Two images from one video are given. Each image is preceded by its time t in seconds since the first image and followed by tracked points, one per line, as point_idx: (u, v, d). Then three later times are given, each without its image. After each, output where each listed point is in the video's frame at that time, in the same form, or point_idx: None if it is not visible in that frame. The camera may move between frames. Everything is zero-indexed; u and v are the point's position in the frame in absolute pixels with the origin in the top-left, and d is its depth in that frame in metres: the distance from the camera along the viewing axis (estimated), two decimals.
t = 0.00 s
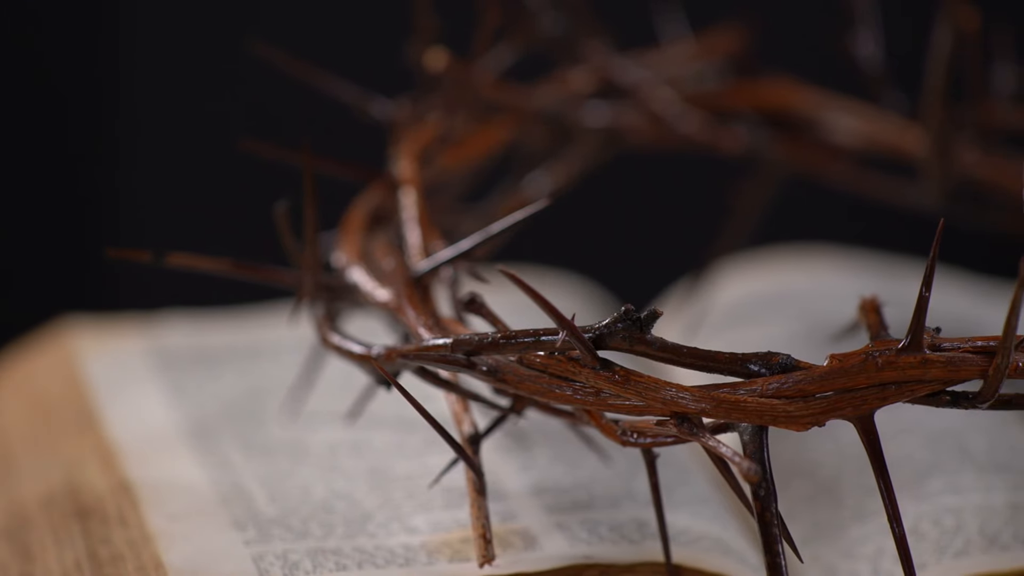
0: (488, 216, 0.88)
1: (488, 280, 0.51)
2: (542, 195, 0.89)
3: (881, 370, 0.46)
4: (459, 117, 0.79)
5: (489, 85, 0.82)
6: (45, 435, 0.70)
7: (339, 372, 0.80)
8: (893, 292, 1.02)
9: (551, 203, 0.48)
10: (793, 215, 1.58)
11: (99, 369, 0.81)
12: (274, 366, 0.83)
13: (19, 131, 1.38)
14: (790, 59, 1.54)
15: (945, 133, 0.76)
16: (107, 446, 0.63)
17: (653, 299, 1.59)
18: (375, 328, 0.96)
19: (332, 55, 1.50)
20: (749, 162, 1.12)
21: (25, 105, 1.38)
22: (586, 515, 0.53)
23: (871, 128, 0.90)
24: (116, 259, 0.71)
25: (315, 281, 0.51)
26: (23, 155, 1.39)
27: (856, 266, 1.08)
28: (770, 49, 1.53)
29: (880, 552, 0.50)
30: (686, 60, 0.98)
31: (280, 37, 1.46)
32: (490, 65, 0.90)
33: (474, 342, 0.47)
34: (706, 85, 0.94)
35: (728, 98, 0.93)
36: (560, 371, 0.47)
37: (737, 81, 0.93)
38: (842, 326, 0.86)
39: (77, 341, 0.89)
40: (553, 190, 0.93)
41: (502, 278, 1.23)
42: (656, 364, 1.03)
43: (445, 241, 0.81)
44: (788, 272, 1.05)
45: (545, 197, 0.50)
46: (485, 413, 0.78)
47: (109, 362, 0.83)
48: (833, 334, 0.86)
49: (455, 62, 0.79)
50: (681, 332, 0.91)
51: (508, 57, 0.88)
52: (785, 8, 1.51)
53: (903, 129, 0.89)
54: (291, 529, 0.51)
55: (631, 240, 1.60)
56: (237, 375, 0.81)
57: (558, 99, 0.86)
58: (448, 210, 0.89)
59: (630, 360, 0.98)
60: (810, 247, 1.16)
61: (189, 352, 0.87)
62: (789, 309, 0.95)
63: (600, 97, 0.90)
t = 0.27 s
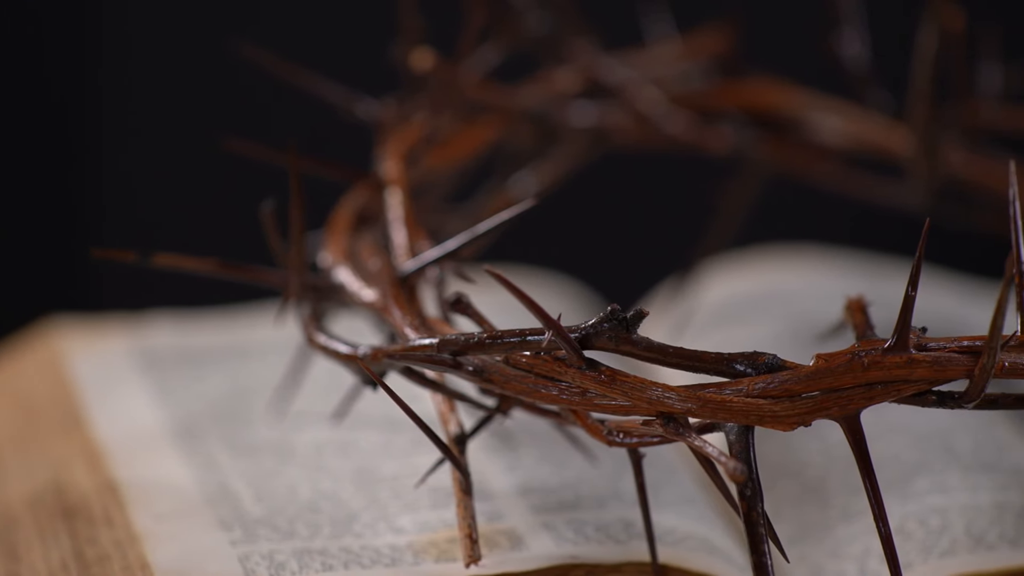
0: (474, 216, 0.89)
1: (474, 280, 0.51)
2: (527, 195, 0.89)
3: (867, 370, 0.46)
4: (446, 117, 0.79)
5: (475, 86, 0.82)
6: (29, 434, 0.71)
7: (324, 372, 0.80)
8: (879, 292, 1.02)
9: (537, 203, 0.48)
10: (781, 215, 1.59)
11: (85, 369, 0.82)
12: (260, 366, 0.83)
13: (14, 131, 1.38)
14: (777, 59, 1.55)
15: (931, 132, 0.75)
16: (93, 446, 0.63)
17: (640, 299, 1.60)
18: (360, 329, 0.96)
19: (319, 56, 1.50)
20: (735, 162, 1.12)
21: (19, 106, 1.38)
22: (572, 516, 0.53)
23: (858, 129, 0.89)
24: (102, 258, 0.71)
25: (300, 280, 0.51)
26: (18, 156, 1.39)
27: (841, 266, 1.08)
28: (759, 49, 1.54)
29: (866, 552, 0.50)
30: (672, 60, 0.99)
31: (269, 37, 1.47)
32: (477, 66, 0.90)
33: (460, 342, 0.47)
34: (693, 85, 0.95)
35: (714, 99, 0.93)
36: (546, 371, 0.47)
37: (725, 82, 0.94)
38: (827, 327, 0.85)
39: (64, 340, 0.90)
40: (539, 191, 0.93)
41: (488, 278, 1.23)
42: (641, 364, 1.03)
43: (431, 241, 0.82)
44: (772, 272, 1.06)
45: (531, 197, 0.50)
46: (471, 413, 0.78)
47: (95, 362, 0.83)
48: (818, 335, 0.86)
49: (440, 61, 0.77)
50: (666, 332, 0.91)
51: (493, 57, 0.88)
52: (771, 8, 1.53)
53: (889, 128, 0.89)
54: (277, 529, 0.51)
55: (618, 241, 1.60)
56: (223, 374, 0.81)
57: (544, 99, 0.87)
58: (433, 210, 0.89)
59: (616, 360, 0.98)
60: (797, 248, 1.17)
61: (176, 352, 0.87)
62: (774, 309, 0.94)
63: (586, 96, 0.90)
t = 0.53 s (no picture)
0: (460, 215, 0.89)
1: (460, 280, 0.51)
2: (513, 195, 0.89)
3: (853, 369, 0.46)
4: (432, 115, 0.78)
5: (462, 86, 0.83)
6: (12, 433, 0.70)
7: (310, 373, 0.80)
8: (866, 292, 1.02)
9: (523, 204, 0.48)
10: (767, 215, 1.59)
11: (70, 369, 0.81)
12: (246, 367, 0.83)
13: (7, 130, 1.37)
14: (762, 60, 1.55)
15: (917, 133, 0.76)
16: (79, 447, 0.63)
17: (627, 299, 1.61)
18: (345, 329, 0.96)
19: (299, 57, 1.50)
20: (722, 162, 1.12)
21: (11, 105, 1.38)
22: (558, 516, 0.53)
23: (843, 128, 0.90)
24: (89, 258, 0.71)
25: (287, 281, 0.51)
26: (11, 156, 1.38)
27: (827, 266, 1.09)
28: (746, 49, 1.54)
29: (852, 552, 0.50)
30: (658, 60, 1.00)
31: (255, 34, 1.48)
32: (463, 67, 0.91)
33: (445, 342, 0.47)
34: (678, 85, 0.95)
35: (702, 100, 0.92)
36: (532, 371, 0.47)
37: (711, 83, 0.93)
38: (812, 326, 0.86)
39: (49, 340, 0.89)
40: (525, 191, 0.93)
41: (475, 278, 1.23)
42: (628, 364, 1.03)
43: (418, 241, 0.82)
44: (758, 272, 1.06)
45: (517, 197, 0.50)
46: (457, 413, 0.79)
47: (80, 362, 0.83)
48: (803, 334, 0.86)
49: (426, 62, 0.77)
50: (652, 333, 0.91)
51: (478, 56, 0.88)
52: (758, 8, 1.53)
53: (873, 127, 0.90)
54: (264, 529, 0.51)
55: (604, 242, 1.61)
56: (209, 375, 0.81)
57: (529, 99, 0.87)
58: (419, 210, 0.90)
59: (602, 360, 0.99)
60: (784, 248, 1.17)
61: (162, 352, 0.87)
62: (761, 309, 0.95)
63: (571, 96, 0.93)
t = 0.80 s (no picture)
0: (446, 215, 0.89)
1: (445, 280, 0.51)
2: (499, 194, 0.89)
3: (838, 369, 0.46)
4: (417, 115, 0.78)
5: (447, 86, 0.82)
6: None
7: (296, 373, 0.80)
8: (851, 292, 1.03)
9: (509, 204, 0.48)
10: (754, 214, 1.59)
11: (55, 369, 0.81)
12: (232, 367, 0.83)
13: None
14: (748, 60, 1.56)
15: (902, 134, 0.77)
16: (64, 448, 0.63)
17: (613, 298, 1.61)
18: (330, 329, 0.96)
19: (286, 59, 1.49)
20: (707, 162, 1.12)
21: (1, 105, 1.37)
22: (544, 515, 0.53)
23: (828, 127, 0.91)
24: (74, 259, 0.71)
25: (272, 281, 0.51)
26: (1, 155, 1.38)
27: (812, 266, 1.09)
28: (735, 48, 1.55)
29: (838, 552, 0.50)
30: (644, 60, 0.99)
31: (240, 36, 1.46)
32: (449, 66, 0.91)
33: (431, 343, 0.47)
34: (664, 85, 0.95)
35: (686, 99, 0.93)
36: (518, 371, 0.47)
37: (697, 82, 0.94)
38: (797, 326, 0.86)
39: (33, 340, 0.89)
40: (511, 191, 0.93)
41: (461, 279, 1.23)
42: (614, 364, 1.04)
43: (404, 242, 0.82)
44: (744, 273, 1.06)
45: (502, 197, 0.50)
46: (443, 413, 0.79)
47: (65, 363, 0.83)
48: (789, 334, 0.86)
49: (412, 61, 0.78)
50: (638, 333, 0.91)
51: (464, 57, 0.88)
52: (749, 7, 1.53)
53: (859, 126, 0.90)
54: (249, 530, 0.51)
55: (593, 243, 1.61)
56: (194, 375, 0.81)
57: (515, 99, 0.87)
58: (405, 210, 0.89)
59: (589, 360, 0.99)
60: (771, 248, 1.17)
61: (147, 352, 0.87)
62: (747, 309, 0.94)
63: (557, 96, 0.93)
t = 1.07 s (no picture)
0: (429, 214, 0.89)
1: (428, 280, 0.51)
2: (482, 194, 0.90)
3: (821, 369, 0.46)
4: (399, 115, 0.78)
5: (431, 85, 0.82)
6: None
7: (278, 373, 0.80)
8: (832, 292, 1.03)
9: (491, 204, 0.49)
10: (731, 217, 1.61)
11: (37, 369, 0.81)
12: (214, 367, 0.83)
13: None
14: (730, 61, 1.57)
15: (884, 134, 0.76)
16: (46, 448, 0.63)
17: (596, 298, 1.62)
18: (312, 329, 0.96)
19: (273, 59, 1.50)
20: (689, 162, 1.12)
21: None
22: (527, 515, 0.53)
23: (808, 127, 0.92)
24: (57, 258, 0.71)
25: (255, 281, 0.51)
26: None
27: (791, 266, 1.10)
28: (718, 49, 1.56)
29: (820, 552, 0.50)
30: (626, 60, 0.99)
31: (226, 37, 1.47)
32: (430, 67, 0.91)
33: (414, 343, 0.47)
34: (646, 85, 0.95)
35: (667, 99, 0.93)
36: (500, 371, 0.47)
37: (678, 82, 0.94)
38: (783, 326, 0.87)
39: (15, 340, 0.89)
40: (494, 190, 0.93)
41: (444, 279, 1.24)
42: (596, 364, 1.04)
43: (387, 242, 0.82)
44: (726, 273, 1.06)
45: (485, 197, 0.50)
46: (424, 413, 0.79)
47: (46, 363, 0.83)
48: (771, 334, 0.87)
49: (395, 61, 0.77)
50: (620, 333, 0.91)
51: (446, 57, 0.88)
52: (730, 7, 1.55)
53: (841, 126, 0.91)
54: (232, 530, 0.51)
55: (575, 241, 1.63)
56: (176, 375, 0.81)
57: (497, 98, 0.87)
58: (388, 210, 0.90)
59: (570, 360, 0.99)
60: (754, 248, 1.17)
61: (130, 352, 0.87)
62: (728, 309, 0.96)
63: (541, 96, 0.93)
